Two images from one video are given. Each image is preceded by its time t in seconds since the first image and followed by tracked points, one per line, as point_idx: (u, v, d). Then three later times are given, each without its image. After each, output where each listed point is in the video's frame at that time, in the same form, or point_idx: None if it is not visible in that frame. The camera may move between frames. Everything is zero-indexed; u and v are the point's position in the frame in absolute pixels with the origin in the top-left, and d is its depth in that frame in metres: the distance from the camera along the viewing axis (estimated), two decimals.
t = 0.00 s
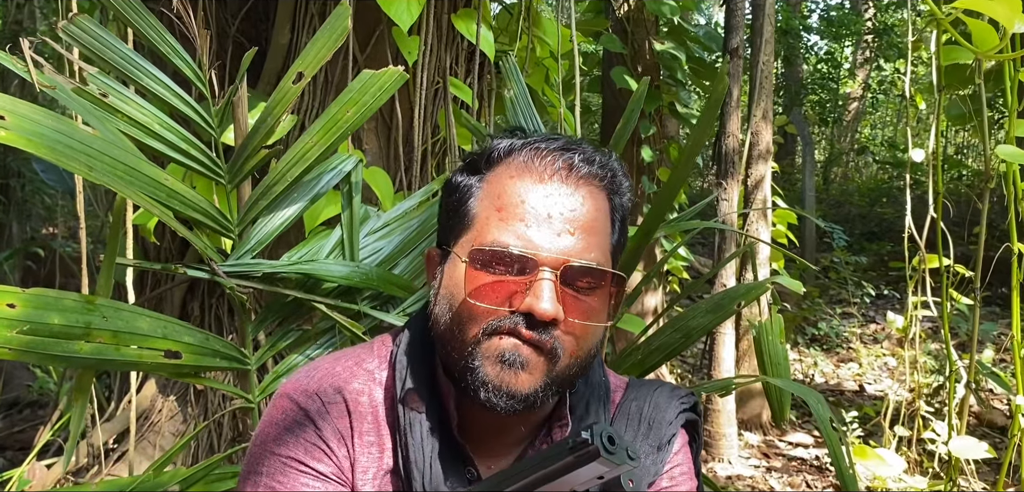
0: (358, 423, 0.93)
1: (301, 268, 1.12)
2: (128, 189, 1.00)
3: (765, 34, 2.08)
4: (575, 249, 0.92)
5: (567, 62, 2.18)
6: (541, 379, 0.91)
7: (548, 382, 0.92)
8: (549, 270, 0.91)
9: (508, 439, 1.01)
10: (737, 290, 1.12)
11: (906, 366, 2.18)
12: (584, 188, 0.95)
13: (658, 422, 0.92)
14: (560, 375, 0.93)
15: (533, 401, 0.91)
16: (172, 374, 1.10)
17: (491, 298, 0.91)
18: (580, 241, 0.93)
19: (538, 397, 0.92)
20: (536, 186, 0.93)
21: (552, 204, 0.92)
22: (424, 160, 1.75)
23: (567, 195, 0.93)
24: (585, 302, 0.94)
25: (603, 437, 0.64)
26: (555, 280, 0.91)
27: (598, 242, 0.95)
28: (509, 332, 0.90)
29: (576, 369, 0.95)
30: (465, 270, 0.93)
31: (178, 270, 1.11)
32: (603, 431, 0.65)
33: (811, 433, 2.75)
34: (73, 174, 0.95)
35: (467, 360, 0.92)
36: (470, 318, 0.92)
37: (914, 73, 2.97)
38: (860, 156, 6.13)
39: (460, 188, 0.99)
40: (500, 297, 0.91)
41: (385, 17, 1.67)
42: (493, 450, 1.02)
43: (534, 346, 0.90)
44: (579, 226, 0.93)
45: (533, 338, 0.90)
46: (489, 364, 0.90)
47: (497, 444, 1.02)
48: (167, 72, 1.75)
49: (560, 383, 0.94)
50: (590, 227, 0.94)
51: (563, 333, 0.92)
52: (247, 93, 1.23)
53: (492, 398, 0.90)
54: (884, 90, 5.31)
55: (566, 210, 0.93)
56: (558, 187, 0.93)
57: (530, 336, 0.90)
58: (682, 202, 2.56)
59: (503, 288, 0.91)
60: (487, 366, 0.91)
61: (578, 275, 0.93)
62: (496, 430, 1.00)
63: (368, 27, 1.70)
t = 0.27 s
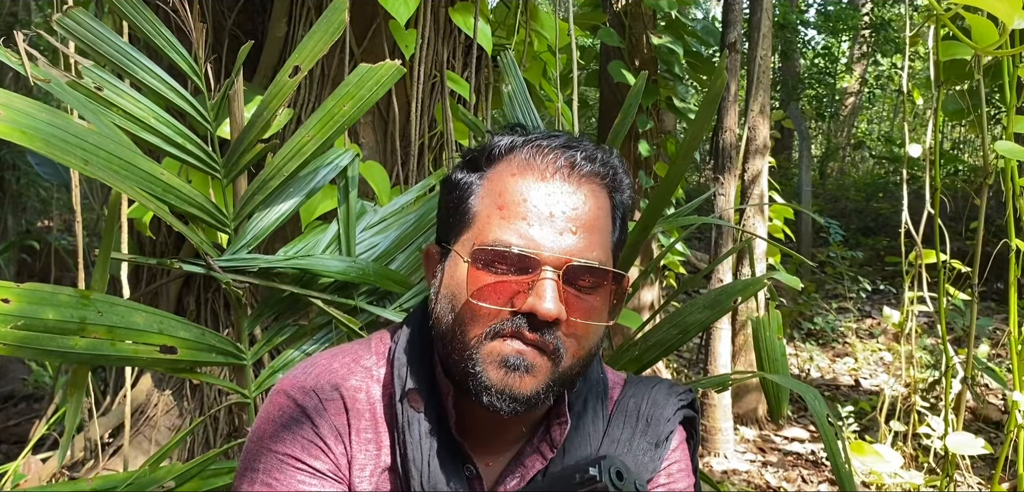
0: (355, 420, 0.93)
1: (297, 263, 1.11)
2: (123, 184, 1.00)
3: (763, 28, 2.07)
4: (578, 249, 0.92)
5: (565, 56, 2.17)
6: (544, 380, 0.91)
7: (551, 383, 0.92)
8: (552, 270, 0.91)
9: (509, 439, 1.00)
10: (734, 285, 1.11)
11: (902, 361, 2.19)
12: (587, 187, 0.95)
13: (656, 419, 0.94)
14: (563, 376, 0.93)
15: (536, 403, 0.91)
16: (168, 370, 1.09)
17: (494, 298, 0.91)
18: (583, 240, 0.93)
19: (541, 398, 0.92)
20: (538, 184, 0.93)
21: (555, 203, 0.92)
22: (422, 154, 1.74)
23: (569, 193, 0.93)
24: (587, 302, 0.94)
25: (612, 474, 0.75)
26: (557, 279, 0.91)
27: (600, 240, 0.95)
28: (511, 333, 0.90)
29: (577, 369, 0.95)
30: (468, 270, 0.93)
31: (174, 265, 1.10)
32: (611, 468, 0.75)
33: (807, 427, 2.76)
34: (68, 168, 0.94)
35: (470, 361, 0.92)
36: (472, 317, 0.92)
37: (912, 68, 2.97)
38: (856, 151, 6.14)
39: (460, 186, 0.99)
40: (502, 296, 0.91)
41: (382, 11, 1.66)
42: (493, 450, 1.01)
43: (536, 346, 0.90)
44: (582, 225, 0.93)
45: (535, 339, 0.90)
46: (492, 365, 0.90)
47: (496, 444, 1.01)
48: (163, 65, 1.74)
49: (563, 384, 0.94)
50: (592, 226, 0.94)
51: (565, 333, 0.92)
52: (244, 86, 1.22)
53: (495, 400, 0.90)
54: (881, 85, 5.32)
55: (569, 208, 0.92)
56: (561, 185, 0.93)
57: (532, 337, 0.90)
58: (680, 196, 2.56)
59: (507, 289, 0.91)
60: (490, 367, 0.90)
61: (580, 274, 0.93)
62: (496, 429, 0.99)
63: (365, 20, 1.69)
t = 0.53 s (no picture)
0: (355, 418, 0.93)
1: (298, 262, 1.11)
2: (123, 182, 1.00)
3: (764, 25, 2.06)
4: (581, 251, 0.92)
5: (566, 52, 2.17)
6: (547, 382, 0.91)
7: (554, 386, 0.92)
8: (554, 272, 0.91)
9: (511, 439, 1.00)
10: (735, 285, 1.10)
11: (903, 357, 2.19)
12: (589, 188, 0.95)
13: (658, 419, 0.93)
14: (566, 378, 0.93)
15: (539, 405, 0.91)
16: (169, 368, 1.09)
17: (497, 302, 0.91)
18: (585, 241, 0.93)
19: (545, 400, 0.92)
20: (539, 185, 0.93)
21: (556, 204, 0.92)
22: (422, 151, 1.74)
23: (571, 194, 0.93)
24: (589, 303, 0.94)
25: None
26: (560, 282, 0.91)
27: (604, 241, 0.95)
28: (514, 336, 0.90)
29: (581, 371, 0.95)
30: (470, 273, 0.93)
31: (174, 264, 1.10)
32: None
33: (807, 423, 2.76)
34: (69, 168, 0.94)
35: (473, 364, 0.92)
36: (473, 319, 0.92)
37: (914, 64, 2.96)
38: (857, 147, 6.13)
39: (460, 187, 0.99)
40: (504, 299, 0.91)
41: (383, 7, 1.66)
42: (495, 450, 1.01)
43: (539, 349, 0.90)
44: (584, 227, 0.93)
45: (538, 342, 0.90)
46: (495, 369, 0.90)
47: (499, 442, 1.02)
48: (164, 62, 1.73)
49: (566, 386, 0.94)
50: (595, 227, 0.94)
51: (568, 336, 0.92)
52: (244, 84, 1.22)
53: (499, 403, 0.91)
54: (882, 81, 5.31)
55: (571, 210, 0.92)
56: (564, 186, 0.93)
57: (535, 340, 0.90)
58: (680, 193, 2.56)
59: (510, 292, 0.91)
60: (493, 370, 0.91)
61: (583, 276, 0.93)
62: (498, 430, 0.99)
63: (366, 17, 1.69)
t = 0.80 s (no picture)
0: (361, 410, 0.93)
1: (305, 259, 1.11)
2: (133, 179, 1.00)
3: (772, 21, 2.06)
4: (562, 241, 0.91)
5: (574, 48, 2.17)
6: (523, 373, 0.90)
7: (530, 377, 0.90)
8: (530, 260, 0.91)
9: (515, 434, 1.00)
10: (742, 282, 1.10)
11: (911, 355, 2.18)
12: (579, 180, 0.95)
13: (664, 416, 0.93)
14: (544, 370, 0.91)
15: (514, 397, 0.89)
16: (177, 364, 1.09)
17: (476, 287, 0.91)
18: (568, 232, 0.92)
19: (520, 392, 0.90)
20: (528, 174, 0.94)
21: (541, 193, 0.92)
22: (429, 147, 1.75)
23: (559, 185, 0.93)
24: (572, 296, 0.92)
25: None
26: (535, 270, 0.91)
27: (590, 235, 0.94)
28: (486, 323, 0.90)
29: (563, 366, 0.93)
30: (453, 257, 0.94)
31: (183, 261, 1.10)
32: None
33: (815, 421, 2.76)
34: (78, 165, 0.94)
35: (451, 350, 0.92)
36: (454, 305, 0.93)
37: (922, 61, 2.95)
38: (865, 144, 6.10)
39: (466, 179, 1.02)
40: (482, 286, 0.91)
41: (391, 4, 1.65)
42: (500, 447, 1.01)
43: (512, 337, 0.89)
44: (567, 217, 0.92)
45: (510, 330, 0.89)
46: (469, 356, 0.89)
47: (496, 440, 1.00)
48: (170, 58, 1.73)
49: (545, 380, 0.92)
50: (580, 219, 0.93)
51: (543, 327, 0.90)
52: (252, 82, 1.22)
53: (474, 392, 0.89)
54: (891, 77, 5.28)
55: (555, 199, 0.92)
56: (550, 176, 0.93)
57: (508, 328, 0.89)
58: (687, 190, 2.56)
59: (488, 278, 0.91)
60: (467, 357, 0.90)
61: (564, 267, 0.91)
62: (501, 424, 0.99)
63: (373, 13, 1.68)
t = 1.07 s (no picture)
0: (379, 412, 0.94)
1: (323, 262, 1.12)
2: (154, 183, 1.01)
3: (787, 21, 2.04)
4: (545, 232, 0.91)
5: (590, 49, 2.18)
6: (503, 362, 0.88)
7: (510, 366, 0.88)
8: (511, 248, 0.90)
9: (529, 434, 0.99)
10: (760, 285, 1.10)
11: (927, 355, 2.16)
12: (569, 174, 0.94)
13: (680, 420, 0.93)
14: (523, 360, 0.89)
15: (492, 385, 0.87)
16: (198, 367, 1.10)
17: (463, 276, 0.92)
18: (553, 224, 0.91)
19: (498, 381, 0.88)
20: (520, 169, 0.95)
21: (527, 185, 0.92)
22: (445, 149, 1.76)
23: (547, 177, 0.93)
24: (555, 287, 0.90)
25: None
26: (515, 258, 0.90)
27: (578, 228, 0.92)
28: (465, 310, 0.89)
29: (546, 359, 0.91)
30: (446, 250, 0.96)
31: (203, 264, 1.11)
32: None
33: (830, 422, 2.74)
34: (100, 169, 0.95)
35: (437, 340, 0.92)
36: (443, 295, 0.94)
37: (940, 60, 2.92)
38: (881, 143, 6.06)
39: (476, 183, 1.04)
40: (467, 275, 0.92)
41: (407, 6, 1.69)
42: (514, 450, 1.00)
43: (489, 324, 0.88)
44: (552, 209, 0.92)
45: (486, 316, 0.88)
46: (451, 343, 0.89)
47: (508, 442, 1.00)
48: (190, 62, 1.77)
49: (526, 371, 0.89)
50: (566, 212, 0.92)
51: (522, 315, 0.89)
52: (271, 86, 1.23)
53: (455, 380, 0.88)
54: (907, 76, 5.24)
55: (541, 191, 0.92)
56: (541, 170, 0.93)
57: (485, 315, 0.88)
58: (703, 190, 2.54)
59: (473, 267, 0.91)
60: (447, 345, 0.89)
61: (547, 257, 0.90)
62: (513, 424, 0.98)
63: (390, 16, 1.71)
